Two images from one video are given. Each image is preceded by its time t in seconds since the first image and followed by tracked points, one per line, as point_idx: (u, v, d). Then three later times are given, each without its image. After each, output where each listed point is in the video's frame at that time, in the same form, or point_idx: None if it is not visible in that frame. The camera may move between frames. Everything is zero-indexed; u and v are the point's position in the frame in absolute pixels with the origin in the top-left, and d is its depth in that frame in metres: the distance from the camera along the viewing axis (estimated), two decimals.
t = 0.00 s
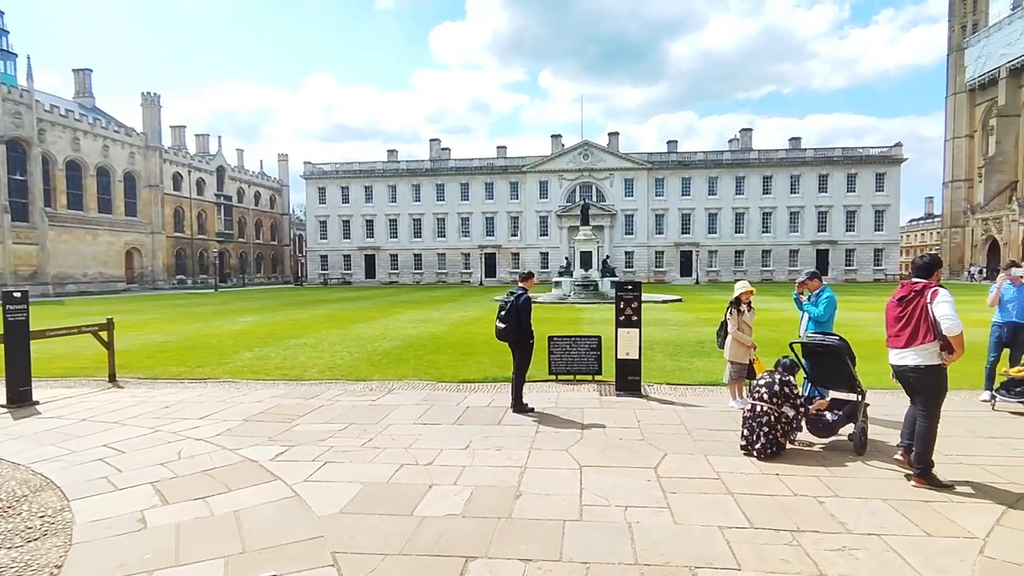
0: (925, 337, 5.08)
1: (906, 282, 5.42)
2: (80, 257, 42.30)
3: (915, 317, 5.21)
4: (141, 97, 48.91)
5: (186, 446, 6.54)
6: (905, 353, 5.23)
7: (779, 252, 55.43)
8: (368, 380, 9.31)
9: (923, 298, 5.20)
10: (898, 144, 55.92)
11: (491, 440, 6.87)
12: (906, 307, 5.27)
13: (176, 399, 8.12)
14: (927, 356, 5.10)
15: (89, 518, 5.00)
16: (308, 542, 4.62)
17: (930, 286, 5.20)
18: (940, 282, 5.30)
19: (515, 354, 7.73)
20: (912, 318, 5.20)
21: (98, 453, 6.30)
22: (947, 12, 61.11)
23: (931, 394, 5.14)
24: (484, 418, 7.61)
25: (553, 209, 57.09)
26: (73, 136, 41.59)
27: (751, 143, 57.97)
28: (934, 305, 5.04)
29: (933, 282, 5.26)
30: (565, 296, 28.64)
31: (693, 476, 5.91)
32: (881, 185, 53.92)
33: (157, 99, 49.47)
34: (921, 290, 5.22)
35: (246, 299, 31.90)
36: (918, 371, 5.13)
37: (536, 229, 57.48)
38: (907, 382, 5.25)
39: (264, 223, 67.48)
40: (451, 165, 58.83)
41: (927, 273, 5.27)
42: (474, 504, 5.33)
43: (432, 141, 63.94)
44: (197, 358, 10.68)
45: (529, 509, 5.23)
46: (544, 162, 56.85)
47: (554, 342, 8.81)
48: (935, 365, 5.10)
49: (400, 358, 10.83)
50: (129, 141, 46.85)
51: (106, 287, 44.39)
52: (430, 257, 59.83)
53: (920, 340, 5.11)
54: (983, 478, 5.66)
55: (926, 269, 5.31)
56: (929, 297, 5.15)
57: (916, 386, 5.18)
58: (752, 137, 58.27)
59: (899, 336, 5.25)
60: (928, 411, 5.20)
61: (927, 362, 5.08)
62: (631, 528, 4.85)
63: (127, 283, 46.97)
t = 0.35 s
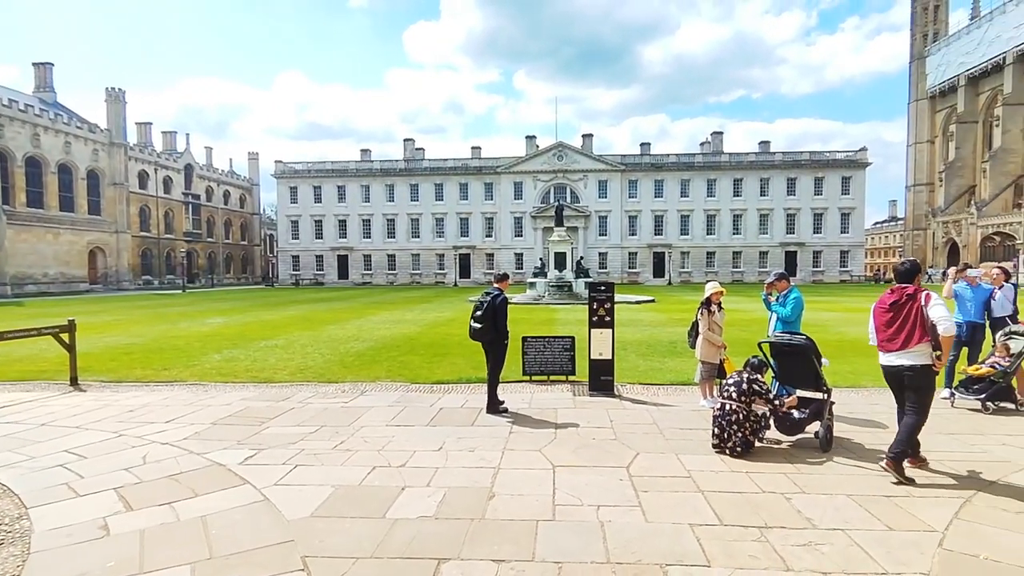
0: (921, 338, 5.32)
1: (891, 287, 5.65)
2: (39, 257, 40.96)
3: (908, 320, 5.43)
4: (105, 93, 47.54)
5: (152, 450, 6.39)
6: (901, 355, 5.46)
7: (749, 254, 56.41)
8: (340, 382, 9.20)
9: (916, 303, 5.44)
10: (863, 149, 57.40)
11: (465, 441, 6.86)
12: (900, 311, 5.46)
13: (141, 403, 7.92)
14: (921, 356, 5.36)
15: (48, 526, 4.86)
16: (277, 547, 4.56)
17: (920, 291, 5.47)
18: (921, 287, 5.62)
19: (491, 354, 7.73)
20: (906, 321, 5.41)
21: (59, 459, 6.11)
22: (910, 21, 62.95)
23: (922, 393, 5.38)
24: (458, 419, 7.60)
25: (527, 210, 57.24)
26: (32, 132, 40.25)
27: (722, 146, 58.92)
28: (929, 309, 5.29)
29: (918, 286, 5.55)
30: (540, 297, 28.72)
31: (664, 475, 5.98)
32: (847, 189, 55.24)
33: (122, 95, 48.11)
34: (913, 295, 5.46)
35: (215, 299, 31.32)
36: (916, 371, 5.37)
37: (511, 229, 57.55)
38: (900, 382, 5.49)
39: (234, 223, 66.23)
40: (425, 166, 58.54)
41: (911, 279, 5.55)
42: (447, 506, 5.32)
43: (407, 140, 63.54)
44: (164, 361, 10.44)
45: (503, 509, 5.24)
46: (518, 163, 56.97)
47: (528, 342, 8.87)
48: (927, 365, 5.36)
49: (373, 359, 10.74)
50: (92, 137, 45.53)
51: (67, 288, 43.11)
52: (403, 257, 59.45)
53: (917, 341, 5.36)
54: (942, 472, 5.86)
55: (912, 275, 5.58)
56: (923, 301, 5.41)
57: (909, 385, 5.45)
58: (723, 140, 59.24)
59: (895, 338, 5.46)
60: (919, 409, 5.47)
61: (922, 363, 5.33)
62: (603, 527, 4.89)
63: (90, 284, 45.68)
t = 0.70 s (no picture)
0: (900, 334, 5.53)
1: (872, 285, 5.83)
2: None
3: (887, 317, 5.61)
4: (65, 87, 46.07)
5: (113, 456, 6.22)
6: (881, 351, 5.63)
7: (718, 255, 57.37)
8: (310, 384, 9.07)
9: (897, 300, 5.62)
10: (827, 154, 58.93)
11: (436, 443, 6.84)
12: (879, 308, 5.64)
13: (100, 407, 7.69)
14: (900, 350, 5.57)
15: None
16: (243, 552, 4.48)
17: (899, 290, 5.66)
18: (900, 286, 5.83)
19: (465, 355, 7.71)
20: (885, 318, 5.60)
21: (14, 466, 5.90)
22: (872, 30, 64.87)
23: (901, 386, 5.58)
24: (430, 420, 7.57)
25: (500, 211, 57.29)
26: None
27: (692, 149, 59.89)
28: (908, 308, 5.50)
29: (896, 285, 5.75)
30: (512, 298, 28.75)
31: (635, 474, 6.05)
32: (812, 192, 56.62)
33: (82, 90, 46.67)
34: (892, 293, 5.65)
35: (180, 300, 30.61)
36: (896, 365, 5.56)
37: (484, 230, 57.54)
38: (879, 375, 5.66)
39: (200, 222, 64.77)
40: (397, 166, 58.12)
41: (890, 278, 5.74)
42: (418, 508, 5.30)
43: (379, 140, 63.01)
44: (126, 364, 10.14)
45: (473, 510, 5.24)
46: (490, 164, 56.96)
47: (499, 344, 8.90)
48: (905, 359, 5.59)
49: (344, 361, 10.62)
50: (51, 133, 44.08)
51: (23, 289, 41.72)
52: (375, 258, 58.92)
53: (897, 337, 5.55)
54: (902, 467, 6.05)
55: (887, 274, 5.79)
56: (901, 299, 5.59)
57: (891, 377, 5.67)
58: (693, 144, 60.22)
59: (876, 334, 5.65)
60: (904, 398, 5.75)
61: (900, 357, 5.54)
62: (575, 527, 4.92)
63: (48, 285, 44.23)
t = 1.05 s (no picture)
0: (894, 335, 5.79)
1: (867, 284, 6.05)
2: None
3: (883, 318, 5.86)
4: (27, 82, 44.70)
5: (77, 461, 6.06)
6: (873, 348, 5.87)
7: (693, 257, 58.11)
8: (283, 386, 8.97)
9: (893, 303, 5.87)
10: (797, 157, 60.09)
11: (411, 444, 6.81)
12: (876, 308, 5.87)
13: (63, 411, 7.47)
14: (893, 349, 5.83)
15: None
16: (212, 559, 4.40)
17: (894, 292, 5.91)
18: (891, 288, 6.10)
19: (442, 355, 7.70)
20: (880, 318, 5.83)
21: None
22: (840, 36, 66.36)
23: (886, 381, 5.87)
24: (406, 421, 7.55)
25: (477, 211, 57.23)
26: None
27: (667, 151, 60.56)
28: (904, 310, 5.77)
29: (889, 287, 6.02)
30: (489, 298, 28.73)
31: (610, 474, 6.10)
32: (783, 195, 57.73)
33: (45, 85, 45.33)
34: (888, 295, 5.89)
35: (148, 302, 29.90)
36: (886, 362, 5.81)
37: (460, 231, 57.40)
38: (869, 371, 5.90)
39: (170, 221, 63.41)
40: (372, 166, 57.65)
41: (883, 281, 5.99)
42: (393, 510, 5.26)
43: (354, 139, 62.43)
44: (91, 366, 9.89)
45: (447, 512, 5.22)
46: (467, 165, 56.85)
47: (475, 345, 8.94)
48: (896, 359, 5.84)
49: (318, 363, 10.52)
50: (11, 129, 42.73)
51: None
52: (350, 258, 58.36)
53: (890, 337, 5.82)
54: (867, 463, 6.21)
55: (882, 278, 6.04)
56: (896, 302, 5.85)
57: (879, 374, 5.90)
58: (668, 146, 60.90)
59: (870, 333, 5.88)
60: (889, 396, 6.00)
61: (892, 355, 5.80)
62: (550, 527, 4.93)
63: (9, 285, 42.90)
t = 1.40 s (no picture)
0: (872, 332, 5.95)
1: (845, 285, 6.22)
2: None
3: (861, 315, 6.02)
4: None
5: (38, 466, 5.88)
6: (852, 344, 6.02)
7: (667, 258, 58.82)
8: (255, 388, 8.83)
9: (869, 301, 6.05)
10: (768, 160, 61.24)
11: (385, 446, 6.76)
12: (855, 306, 6.03)
13: (22, 415, 7.23)
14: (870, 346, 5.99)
15: None
16: (179, 564, 4.32)
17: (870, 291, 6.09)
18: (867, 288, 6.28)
19: (417, 355, 7.66)
20: (859, 317, 6.00)
21: None
22: (810, 43, 67.83)
23: (864, 377, 6.01)
24: (380, 422, 7.50)
25: (453, 211, 57.08)
26: None
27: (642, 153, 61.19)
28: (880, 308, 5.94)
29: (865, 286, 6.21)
30: (464, 299, 28.66)
31: (584, 473, 6.15)
32: (755, 197, 58.82)
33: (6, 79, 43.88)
34: (866, 294, 6.07)
35: (115, 301, 29.16)
36: (864, 358, 5.96)
37: (435, 231, 57.17)
38: (849, 366, 6.05)
39: (137, 220, 61.87)
40: (346, 165, 57.08)
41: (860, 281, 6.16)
42: (366, 512, 5.22)
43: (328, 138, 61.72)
44: (53, 369, 9.59)
45: (421, 514, 5.21)
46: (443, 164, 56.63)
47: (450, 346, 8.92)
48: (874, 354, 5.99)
49: (290, 364, 10.38)
50: None
51: None
52: (324, 258, 57.69)
53: (867, 334, 5.97)
54: (835, 461, 6.35)
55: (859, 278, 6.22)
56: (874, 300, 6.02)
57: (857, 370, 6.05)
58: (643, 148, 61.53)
59: (850, 330, 6.04)
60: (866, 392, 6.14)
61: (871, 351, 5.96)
62: (523, 527, 4.95)
63: None
